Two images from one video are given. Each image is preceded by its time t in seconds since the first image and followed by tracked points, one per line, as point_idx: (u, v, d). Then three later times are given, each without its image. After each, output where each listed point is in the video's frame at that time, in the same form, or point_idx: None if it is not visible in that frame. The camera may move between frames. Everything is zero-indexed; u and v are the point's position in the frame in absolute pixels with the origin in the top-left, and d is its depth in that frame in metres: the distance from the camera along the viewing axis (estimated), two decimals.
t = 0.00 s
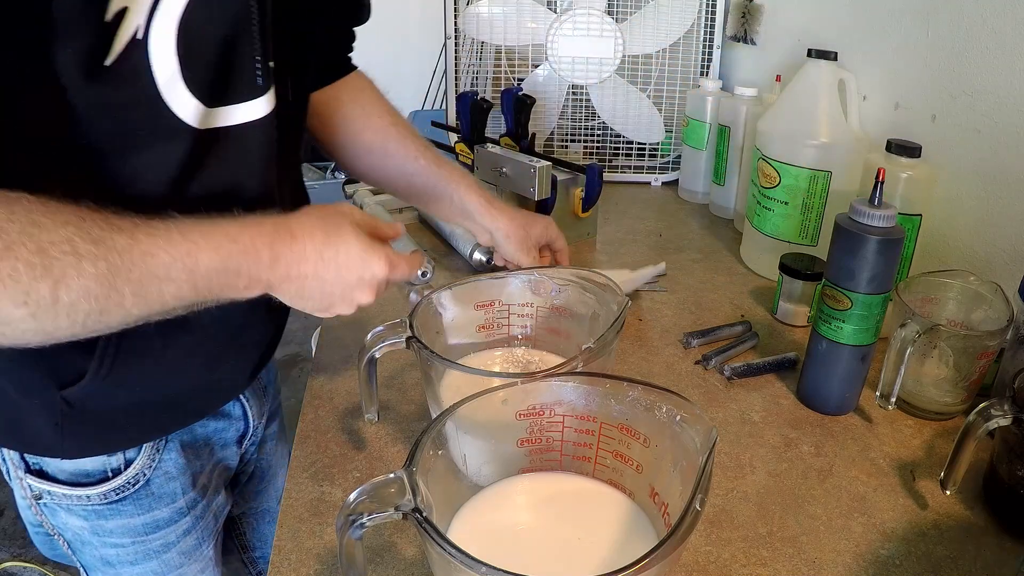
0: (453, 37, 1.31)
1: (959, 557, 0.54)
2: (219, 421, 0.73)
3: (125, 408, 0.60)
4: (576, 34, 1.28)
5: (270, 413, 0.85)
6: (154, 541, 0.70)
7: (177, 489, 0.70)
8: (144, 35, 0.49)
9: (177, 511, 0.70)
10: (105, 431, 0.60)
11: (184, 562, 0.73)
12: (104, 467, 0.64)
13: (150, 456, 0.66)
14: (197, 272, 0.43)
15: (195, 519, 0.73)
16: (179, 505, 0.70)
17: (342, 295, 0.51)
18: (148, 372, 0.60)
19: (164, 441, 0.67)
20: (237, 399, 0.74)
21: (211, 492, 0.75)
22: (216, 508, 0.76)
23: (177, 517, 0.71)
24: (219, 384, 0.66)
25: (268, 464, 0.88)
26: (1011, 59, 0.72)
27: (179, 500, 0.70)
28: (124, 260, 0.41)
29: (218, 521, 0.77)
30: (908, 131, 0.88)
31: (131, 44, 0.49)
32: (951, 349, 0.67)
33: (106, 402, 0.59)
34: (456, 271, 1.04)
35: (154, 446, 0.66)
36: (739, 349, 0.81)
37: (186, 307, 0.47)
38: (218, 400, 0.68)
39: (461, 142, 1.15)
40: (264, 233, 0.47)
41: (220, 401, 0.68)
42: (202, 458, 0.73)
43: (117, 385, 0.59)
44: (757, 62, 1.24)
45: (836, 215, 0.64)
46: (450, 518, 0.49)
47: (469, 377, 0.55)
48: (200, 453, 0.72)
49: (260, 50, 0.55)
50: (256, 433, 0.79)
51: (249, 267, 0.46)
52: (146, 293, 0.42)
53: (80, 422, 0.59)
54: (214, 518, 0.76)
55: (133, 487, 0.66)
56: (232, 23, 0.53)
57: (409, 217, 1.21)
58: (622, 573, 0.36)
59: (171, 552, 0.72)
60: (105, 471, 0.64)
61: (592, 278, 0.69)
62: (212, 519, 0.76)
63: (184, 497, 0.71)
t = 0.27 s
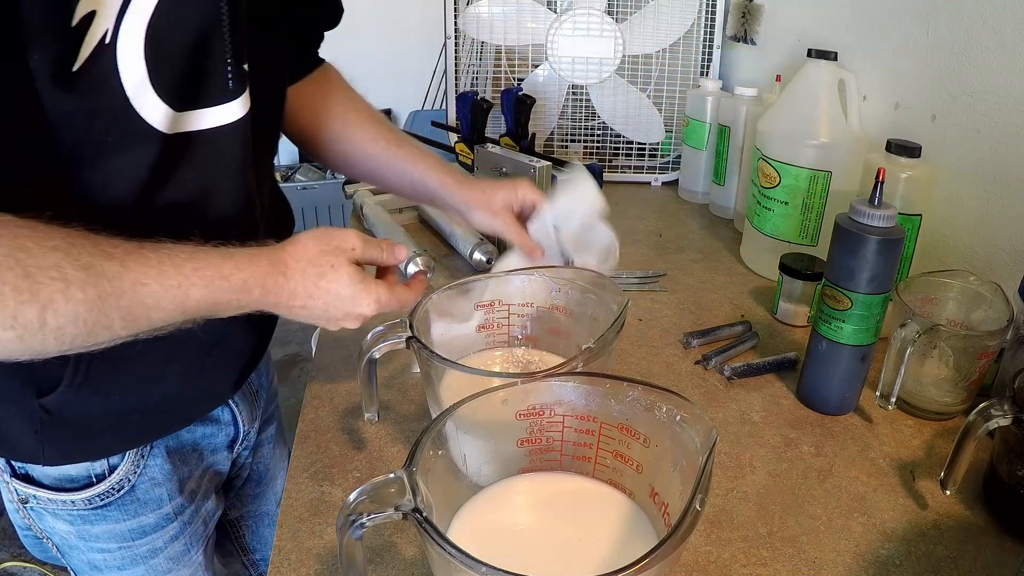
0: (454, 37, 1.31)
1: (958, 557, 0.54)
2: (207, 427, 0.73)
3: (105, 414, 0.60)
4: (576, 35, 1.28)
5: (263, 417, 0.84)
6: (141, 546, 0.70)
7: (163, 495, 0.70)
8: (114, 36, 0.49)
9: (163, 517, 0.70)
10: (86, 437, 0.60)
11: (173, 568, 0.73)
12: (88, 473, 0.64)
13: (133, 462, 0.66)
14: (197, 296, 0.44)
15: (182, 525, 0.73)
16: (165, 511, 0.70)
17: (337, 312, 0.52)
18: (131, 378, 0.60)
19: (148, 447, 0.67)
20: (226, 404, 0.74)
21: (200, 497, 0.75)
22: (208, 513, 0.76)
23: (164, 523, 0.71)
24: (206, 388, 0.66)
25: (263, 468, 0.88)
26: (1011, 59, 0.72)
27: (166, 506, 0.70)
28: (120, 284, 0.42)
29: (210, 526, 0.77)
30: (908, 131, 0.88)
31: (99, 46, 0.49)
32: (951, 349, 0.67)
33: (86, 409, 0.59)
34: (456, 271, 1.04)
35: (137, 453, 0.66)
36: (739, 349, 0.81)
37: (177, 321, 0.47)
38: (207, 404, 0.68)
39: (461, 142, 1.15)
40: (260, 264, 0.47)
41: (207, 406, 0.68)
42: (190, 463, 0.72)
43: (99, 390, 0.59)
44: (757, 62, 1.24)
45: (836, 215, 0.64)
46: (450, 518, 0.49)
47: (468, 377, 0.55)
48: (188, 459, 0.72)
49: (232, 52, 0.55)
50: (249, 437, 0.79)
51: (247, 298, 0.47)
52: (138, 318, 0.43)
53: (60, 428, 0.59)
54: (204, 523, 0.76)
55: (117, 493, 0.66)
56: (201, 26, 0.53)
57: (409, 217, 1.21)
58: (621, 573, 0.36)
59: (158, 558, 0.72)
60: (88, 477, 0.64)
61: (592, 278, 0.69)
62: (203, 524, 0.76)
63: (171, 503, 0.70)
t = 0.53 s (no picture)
0: (454, 37, 1.31)
1: (958, 557, 0.54)
2: (208, 425, 0.73)
3: (105, 413, 0.60)
4: (576, 35, 1.28)
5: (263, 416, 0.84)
6: (142, 545, 0.70)
7: (164, 493, 0.70)
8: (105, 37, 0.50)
9: (164, 516, 0.70)
10: (85, 436, 0.61)
11: (173, 567, 0.73)
12: (89, 472, 0.64)
13: (135, 461, 0.66)
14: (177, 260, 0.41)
15: (184, 524, 0.73)
16: (167, 509, 0.70)
17: (309, 283, 0.44)
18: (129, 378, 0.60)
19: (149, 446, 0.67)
20: (226, 403, 0.74)
21: (201, 496, 0.75)
22: (209, 512, 0.76)
23: (165, 522, 0.71)
24: (205, 389, 0.67)
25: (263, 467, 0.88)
26: (1011, 59, 0.72)
27: (167, 504, 0.70)
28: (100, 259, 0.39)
29: (211, 524, 0.77)
30: (908, 131, 0.88)
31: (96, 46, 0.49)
32: (952, 349, 0.67)
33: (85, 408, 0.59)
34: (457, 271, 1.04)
35: (138, 452, 0.66)
36: (739, 349, 0.81)
37: (160, 301, 0.44)
38: (206, 405, 0.68)
39: (461, 142, 1.15)
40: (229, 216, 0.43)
41: (206, 405, 0.68)
42: (191, 462, 0.72)
43: (99, 389, 0.59)
44: (757, 62, 1.24)
45: (836, 215, 0.64)
46: (450, 518, 0.49)
47: (469, 377, 0.55)
48: (189, 458, 0.72)
49: (223, 52, 0.55)
50: (250, 436, 0.79)
51: (210, 250, 0.41)
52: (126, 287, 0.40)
53: (59, 426, 0.59)
54: (205, 523, 0.76)
55: (119, 492, 0.66)
56: (194, 27, 0.53)
57: (409, 217, 1.21)
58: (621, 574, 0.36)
59: (159, 556, 0.72)
60: (89, 476, 0.64)
61: (593, 278, 0.69)
62: (204, 523, 0.76)
63: (172, 502, 0.70)
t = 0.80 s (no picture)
0: (453, 38, 1.31)
1: (958, 557, 0.54)
2: (214, 418, 0.73)
3: (115, 405, 0.60)
4: (576, 35, 1.28)
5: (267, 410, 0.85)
6: (148, 536, 0.70)
7: (171, 484, 0.70)
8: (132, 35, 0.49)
9: (171, 507, 0.70)
10: (95, 428, 0.61)
11: (179, 558, 0.73)
12: (98, 461, 0.64)
13: (143, 451, 0.66)
14: (276, 228, 0.45)
15: (190, 515, 0.73)
16: (174, 500, 0.70)
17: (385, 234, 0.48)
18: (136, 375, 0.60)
19: (158, 436, 0.67)
20: (233, 395, 0.74)
21: (207, 489, 0.75)
22: (214, 504, 0.76)
23: (171, 513, 0.71)
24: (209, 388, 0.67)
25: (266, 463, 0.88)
26: (1010, 59, 0.72)
27: (175, 495, 0.70)
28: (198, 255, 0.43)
29: (216, 517, 0.78)
30: (907, 131, 0.89)
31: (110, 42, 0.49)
32: (952, 349, 0.67)
33: (95, 400, 0.59)
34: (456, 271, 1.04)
35: (146, 441, 0.66)
36: (739, 349, 0.81)
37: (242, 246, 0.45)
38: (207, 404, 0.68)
39: (461, 142, 1.15)
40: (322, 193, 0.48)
41: (208, 403, 0.68)
42: (198, 454, 0.73)
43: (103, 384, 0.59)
44: (757, 62, 1.24)
45: (836, 215, 0.64)
46: (450, 518, 0.49)
47: (468, 377, 0.55)
48: (196, 450, 0.72)
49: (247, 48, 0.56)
50: (255, 430, 0.79)
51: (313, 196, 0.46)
52: (223, 264, 0.44)
53: (70, 417, 0.59)
54: (211, 515, 0.76)
55: (127, 482, 0.66)
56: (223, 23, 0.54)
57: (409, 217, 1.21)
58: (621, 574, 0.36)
59: (165, 547, 0.72)
60: (98, 466, 0.65)
61: (593, 277, 0.69)
62: (210, 516, 0.76)
63: (179, 493, 0.71)
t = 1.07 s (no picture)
0: (453, 38, 1.31)
1: (958, 557, 0.54)
2: (226, 408, 0.73)
3: (134, 392, 0.61)
4: (576, 35, 1.28)
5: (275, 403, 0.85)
6: (160, 524, 0.70)
7: (184, 473, 0.70)
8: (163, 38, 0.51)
9: (183, 496, 0.70)
10: (113, 415, 0.61)
11: (189, 548, 0.73)
12: (113, 449, 0.64)
13: (158, 439, 0.66)
14: (305, 253, 0.55)
15: (201, 505, 0.73)
16: (186, 489, 0.70)
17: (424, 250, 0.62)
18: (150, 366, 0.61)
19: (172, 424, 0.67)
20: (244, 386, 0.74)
21: (217, 479, 0.75)
22: (223, 495, 0.76)
23: (183, 502, 0.71)
24: (212, 388, 0.67)
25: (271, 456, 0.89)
26: (1010, 59, 0.72)
27: (186, 484, 0.70)
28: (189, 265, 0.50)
29: (225, 508, 0.77)
30: (907, 131, 0.89)
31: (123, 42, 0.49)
32: (951, 350, 0.67)
33: (114, 386, 0.60)
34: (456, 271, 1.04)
35: (161, 429, 0.66)
36: (739, 349, 0.81)
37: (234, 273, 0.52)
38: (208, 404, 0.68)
39: (461, 142, 1.15)
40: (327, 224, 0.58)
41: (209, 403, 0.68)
42: (210, 444, 0.73)
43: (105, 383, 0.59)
44: (757, 62, 1.24)
45: (836, 215, 0.64)
46: (450, 518, 0.49)
47: (468, 377, 0.55)
48: (208, 440, 0.72)
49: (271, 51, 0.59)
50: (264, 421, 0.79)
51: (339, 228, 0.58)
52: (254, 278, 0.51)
53: (91, 404, 0.60)
54: (221, 505, 0.76)
55: (141, 470, 0.66)
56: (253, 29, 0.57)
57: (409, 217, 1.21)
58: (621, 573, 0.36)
59: (176, 536, 0.72)
60: (113, 453, 0.64)
61: (593, 277, 0.68)
62: (219, 506, 0.76)
63: (191, 482, 0.71)
